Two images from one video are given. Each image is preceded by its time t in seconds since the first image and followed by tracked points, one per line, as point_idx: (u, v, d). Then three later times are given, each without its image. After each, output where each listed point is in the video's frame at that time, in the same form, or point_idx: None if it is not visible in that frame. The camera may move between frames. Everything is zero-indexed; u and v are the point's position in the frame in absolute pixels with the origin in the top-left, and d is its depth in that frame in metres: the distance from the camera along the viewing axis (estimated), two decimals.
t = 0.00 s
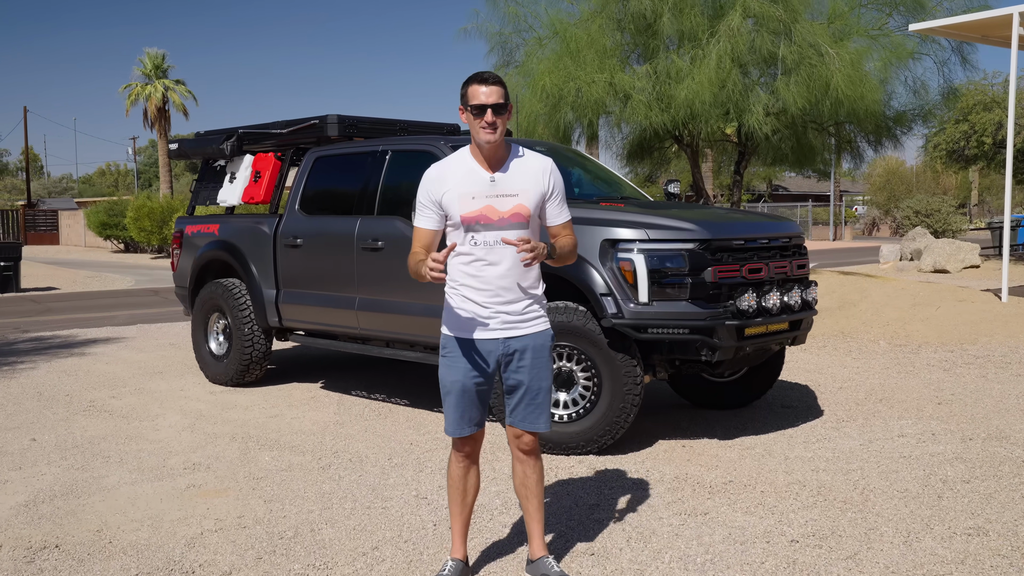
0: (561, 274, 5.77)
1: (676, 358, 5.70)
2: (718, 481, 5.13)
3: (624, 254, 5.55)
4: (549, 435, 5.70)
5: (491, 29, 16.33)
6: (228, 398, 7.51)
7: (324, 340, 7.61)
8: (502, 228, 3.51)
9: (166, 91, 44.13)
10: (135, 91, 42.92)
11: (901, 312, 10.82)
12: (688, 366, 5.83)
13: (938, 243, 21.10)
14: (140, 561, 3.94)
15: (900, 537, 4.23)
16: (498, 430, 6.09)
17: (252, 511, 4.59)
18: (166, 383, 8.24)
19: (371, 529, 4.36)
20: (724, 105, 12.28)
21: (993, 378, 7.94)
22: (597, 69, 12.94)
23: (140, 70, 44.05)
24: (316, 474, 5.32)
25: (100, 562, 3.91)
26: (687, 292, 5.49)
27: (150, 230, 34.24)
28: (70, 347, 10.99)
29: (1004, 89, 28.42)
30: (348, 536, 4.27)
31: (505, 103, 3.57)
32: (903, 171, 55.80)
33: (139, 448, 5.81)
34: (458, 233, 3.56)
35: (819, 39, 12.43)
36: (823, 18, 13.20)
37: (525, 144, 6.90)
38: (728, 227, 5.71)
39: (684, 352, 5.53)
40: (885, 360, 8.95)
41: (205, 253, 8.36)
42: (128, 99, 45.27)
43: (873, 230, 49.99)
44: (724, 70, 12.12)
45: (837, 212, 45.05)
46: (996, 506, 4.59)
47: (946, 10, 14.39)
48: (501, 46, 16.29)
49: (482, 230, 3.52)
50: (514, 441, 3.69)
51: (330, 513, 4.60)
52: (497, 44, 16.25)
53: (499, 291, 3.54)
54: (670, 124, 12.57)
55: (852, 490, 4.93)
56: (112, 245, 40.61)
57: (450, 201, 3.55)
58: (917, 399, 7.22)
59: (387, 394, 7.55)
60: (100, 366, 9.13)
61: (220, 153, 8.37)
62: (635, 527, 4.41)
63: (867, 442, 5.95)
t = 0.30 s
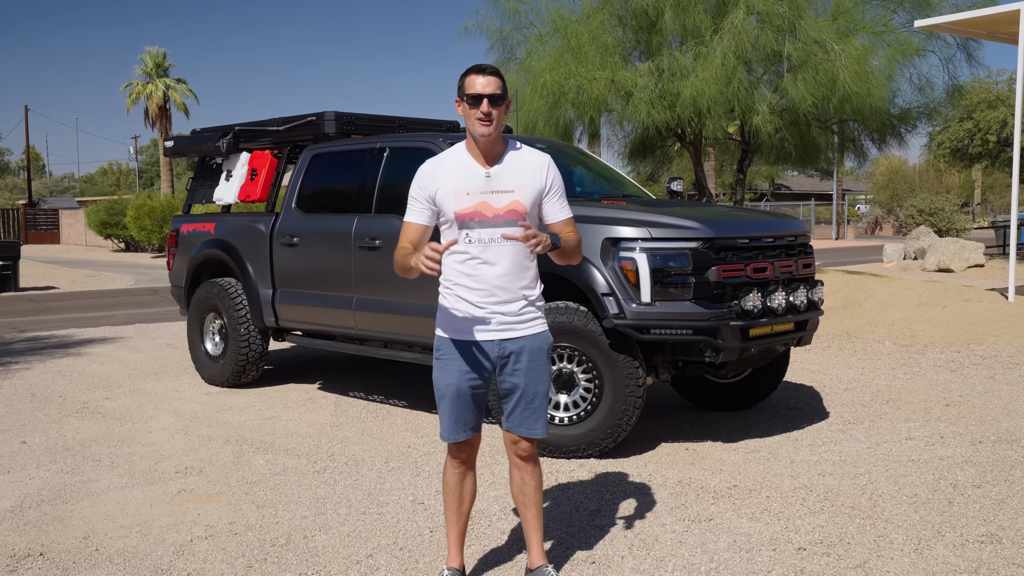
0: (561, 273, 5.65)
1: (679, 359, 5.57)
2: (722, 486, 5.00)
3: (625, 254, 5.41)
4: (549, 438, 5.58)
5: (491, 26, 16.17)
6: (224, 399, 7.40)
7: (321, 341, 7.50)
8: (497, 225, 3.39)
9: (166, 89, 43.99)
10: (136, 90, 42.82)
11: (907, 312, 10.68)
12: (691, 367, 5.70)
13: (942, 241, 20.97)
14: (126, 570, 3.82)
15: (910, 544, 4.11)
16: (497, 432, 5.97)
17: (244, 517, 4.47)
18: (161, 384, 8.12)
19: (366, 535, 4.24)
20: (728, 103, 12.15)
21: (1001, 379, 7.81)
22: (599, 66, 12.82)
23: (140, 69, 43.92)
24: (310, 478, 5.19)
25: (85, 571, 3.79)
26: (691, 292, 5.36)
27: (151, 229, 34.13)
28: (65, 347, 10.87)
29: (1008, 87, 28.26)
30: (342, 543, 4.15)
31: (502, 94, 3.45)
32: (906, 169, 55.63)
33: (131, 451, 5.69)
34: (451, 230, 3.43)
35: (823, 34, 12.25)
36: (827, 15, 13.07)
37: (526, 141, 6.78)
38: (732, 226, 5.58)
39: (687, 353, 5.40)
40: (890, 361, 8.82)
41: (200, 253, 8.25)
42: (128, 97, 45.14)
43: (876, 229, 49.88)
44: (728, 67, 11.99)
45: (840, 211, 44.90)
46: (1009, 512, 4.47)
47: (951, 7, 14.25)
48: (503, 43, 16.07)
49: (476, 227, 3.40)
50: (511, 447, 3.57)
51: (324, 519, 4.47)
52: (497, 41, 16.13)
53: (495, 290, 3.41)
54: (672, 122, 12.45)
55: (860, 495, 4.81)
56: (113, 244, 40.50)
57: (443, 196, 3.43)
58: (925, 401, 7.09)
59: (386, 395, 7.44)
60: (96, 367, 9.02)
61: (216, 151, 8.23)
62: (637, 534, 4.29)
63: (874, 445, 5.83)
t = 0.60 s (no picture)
0: (561, 274, 5.53)
1: (681, 362, 5.44)
2: (725, 491, 4.89)
3: (627, 254, 5.29)
4: (549, 442, 5.46)
5: (492, 24, 16.03)
6: (220, 401, 7.29)
7: (318, 342, 7.38)
8: (493, 220, 3.28)
9: (167, 88, 43.86)
10: (137, 89, 42.71)
11: (912, 312, 10.56)
12: (694, 370, 5.58)
13: (945, 240, 20.84)
14: None
15: (921, 553, 3.99)
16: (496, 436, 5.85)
17: (236, 525, 4.36)
18: (157, 385, 8.01)
19: (361, 544, 4.13)
20: (730, 101, 12.02)
21: (1009, 381, 7.68)
22: (600, 64, 12.71)
23: (140, 67, 43.80)
24: (305, 483, 5.08)
25: None
26: (694, 293, 5.24)
27: (151, 229, 34.01)
28: (61, 348, 10.76)
29: (1012, 85, 28.11)
30: (335, 552, 4.04)
31: (510, 90, 3.32)
32: (909, 168, 55.45)
33: (122, 455, 5.58)
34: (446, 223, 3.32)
35: (826, 32, 12.11)
36: (831, 12, 12.92)
37: (526, 139, 6.66)
38: (736, 225, 5.46)
39: (690, 355, 5.28)
40: (895, 362, 8.70)
41: (196, 252, 8.14)
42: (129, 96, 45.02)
43: (879, 228, 49.76)
44: (730, 65, 11.86)
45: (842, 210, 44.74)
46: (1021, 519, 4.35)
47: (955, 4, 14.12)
48: (503, 41, 15.91)
49: (471, 222, 3.29)
50: (507, 454, 3.46)
51: (317, 526, 4.36)
52: (497, 39, 16.00)
53: (490, 290, 3.29)
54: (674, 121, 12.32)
55: (866, 501, 4.69)
56: (113, 244, 40.39)
57: (440, 186, 3.33)
58: (932, 403, 6.96)
59: (384, 397, 7.32)
60: (91, 368, 8.91)
61: (212, 149, 8.13)
62: (639, 542, 4.18)
63: (881, 449, 5.70)
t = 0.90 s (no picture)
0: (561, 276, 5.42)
1: (684, 365, 5.34)
2: (729, 499, 4.78)
3: (629, 256, 5.19)
4: (549, 447, 5.36)
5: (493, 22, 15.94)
6: (216, 405, 7.19)
7: (315, 345, 7.28)
8: (497, 225, 3.18)
9: (167, 87, 43.78)
10: (137, 88, 42.64)
11: (916, 313, 10.45)
12: (697, 373, 5.47)
13: (949, 240, 20.72)
14: None
15: (930, 564, 3.88)
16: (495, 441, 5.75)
17: (228, 534, 4.26)
18: (152, 388, 7.92)
19: (355, 554, 4.03)
20: (730, 101, 11.92)
21: (1016, 384, 7.57)
22: (600, 63, 12.62)
23: (141, 67, 43.73)
24: (299, 490, 4.98)
25: None
26: (697, 296, 5.13)
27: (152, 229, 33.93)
28: (57, 349, 10.66)
29: (1016, 84, 27.98)
30: (329, 562, 3.94)
31: (523, 92, 3.23)
32: (911, 167, 55.30)
33: (115, 461, 5.48)
34: (447, 224, 3.20)
35: (827, 30, 12.00)
36: (834, 11, 12.80)
37: (527, 139, 6.55)
38: (740, 227, 5.36)
39: (693, 359, 5.19)
40: (901, 364, 8.59)
41: (191, 253, 8.05)
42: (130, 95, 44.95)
43: (882, 228, 49.61)
44: (731, 64, 11.76)
45: (844, 209, 44.62)
46: None
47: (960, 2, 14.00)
48: (504, 40, 15.81)
49: (474, 225, 3.18)
50: (506, 464, 3.35)
51: (311, 535, 4.26)
52: (498, 38, 15.88)
53: (489, 294, 3.20)
54: (675, 121, 12.21)
55: (874, 509, 4.58)
56: (113, 244, 40.33)
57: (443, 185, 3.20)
58: (938, 407, 6.85)
59: (381, 400, 7.22)
60: (87, 370, 8.82)
61: (208, 149, 8.02)
62: (641, 552, 4.07)
63: (888, 455, 5.59)
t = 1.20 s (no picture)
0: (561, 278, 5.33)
1: (686, 369, 5.25)
2: (733, 506, 4.68)
3: (630, 258, 5.10)
4: (549, 453, 5.26)
5: (493, 21, 15.84)
6: (212, 408, 7.10)
7: (312, 347, 7.19)
8: (498, 230, 3.07)
9: (168, 87, 43.71)
10: (137, 87, 42.55)
11: (920, 315, 10.36)
12: (700, 378, 5.38)
13: (952, 240, 20.62)
14: None
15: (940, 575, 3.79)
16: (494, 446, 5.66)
17: (221, 543, 4.17)
18: (148, 391, 7.83)
19: (350, 564, 3.94)
20: (731, 101, 11.82)
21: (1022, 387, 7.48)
22: (601, 62, 12.53)
23: (141, 66, 43.63)
24: (294, 497, 4.89)
25: None
26: (699, 299, 5.04)
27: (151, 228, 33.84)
28: (54, 350, 10.58)
29: (1020, 83, 27.88)
30: (323, 573, 3.84)
31: (526, 91, 3.13)
32: (913, 167, 55.19)
33: (107, 467, 5.40)
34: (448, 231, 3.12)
35: (829, 29, 11.90)
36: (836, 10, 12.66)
37: (527, 139, 6.45)
38: (743, 228, 5.26)
39: (695, 363, 5.10)
40: (905, 367, 8.50)
41: (188, 254, 7.96)
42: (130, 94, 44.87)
43: (883, 227, 49.51)
44: (732, 63, 11.67)
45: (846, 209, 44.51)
46: None
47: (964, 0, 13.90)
48: (504, 38, 15.73)
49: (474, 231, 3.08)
50: (506, 473, 3.25)
51: (305, 544, 4.17)
52: (498, 37, 15.80)
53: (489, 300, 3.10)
54: (676, 120, 12.12)
55: (880, 517, 4.48)
56: (113, 244, 40.25)
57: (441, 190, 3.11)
58: (944, 410, 6.76)
59: (380, 404, 7.14)
60: (83, 373, 8.73)
61: (205, 149, 7.93)
62: (643, 562, 3.98)
63: (894, 460, 5.50)
